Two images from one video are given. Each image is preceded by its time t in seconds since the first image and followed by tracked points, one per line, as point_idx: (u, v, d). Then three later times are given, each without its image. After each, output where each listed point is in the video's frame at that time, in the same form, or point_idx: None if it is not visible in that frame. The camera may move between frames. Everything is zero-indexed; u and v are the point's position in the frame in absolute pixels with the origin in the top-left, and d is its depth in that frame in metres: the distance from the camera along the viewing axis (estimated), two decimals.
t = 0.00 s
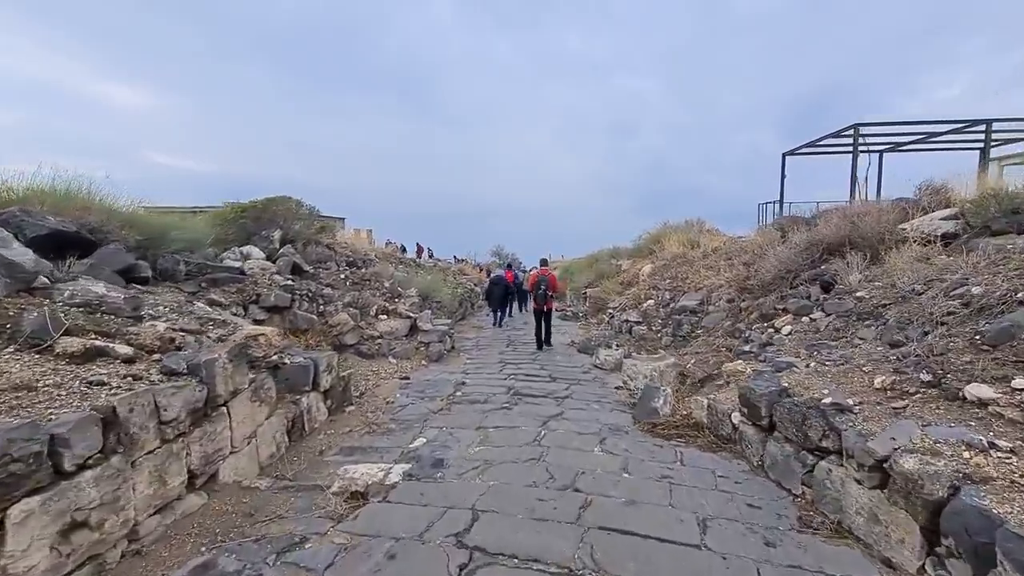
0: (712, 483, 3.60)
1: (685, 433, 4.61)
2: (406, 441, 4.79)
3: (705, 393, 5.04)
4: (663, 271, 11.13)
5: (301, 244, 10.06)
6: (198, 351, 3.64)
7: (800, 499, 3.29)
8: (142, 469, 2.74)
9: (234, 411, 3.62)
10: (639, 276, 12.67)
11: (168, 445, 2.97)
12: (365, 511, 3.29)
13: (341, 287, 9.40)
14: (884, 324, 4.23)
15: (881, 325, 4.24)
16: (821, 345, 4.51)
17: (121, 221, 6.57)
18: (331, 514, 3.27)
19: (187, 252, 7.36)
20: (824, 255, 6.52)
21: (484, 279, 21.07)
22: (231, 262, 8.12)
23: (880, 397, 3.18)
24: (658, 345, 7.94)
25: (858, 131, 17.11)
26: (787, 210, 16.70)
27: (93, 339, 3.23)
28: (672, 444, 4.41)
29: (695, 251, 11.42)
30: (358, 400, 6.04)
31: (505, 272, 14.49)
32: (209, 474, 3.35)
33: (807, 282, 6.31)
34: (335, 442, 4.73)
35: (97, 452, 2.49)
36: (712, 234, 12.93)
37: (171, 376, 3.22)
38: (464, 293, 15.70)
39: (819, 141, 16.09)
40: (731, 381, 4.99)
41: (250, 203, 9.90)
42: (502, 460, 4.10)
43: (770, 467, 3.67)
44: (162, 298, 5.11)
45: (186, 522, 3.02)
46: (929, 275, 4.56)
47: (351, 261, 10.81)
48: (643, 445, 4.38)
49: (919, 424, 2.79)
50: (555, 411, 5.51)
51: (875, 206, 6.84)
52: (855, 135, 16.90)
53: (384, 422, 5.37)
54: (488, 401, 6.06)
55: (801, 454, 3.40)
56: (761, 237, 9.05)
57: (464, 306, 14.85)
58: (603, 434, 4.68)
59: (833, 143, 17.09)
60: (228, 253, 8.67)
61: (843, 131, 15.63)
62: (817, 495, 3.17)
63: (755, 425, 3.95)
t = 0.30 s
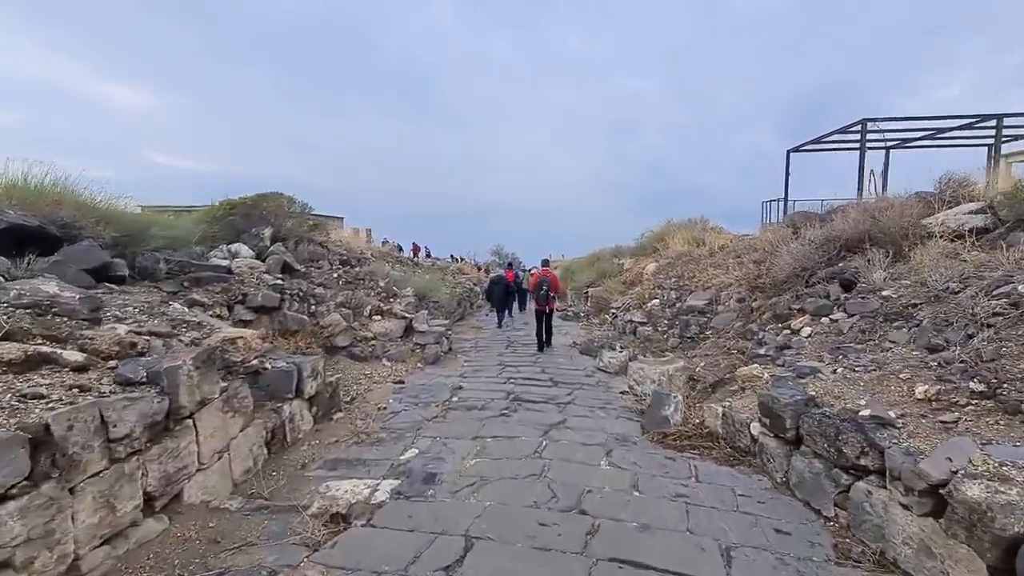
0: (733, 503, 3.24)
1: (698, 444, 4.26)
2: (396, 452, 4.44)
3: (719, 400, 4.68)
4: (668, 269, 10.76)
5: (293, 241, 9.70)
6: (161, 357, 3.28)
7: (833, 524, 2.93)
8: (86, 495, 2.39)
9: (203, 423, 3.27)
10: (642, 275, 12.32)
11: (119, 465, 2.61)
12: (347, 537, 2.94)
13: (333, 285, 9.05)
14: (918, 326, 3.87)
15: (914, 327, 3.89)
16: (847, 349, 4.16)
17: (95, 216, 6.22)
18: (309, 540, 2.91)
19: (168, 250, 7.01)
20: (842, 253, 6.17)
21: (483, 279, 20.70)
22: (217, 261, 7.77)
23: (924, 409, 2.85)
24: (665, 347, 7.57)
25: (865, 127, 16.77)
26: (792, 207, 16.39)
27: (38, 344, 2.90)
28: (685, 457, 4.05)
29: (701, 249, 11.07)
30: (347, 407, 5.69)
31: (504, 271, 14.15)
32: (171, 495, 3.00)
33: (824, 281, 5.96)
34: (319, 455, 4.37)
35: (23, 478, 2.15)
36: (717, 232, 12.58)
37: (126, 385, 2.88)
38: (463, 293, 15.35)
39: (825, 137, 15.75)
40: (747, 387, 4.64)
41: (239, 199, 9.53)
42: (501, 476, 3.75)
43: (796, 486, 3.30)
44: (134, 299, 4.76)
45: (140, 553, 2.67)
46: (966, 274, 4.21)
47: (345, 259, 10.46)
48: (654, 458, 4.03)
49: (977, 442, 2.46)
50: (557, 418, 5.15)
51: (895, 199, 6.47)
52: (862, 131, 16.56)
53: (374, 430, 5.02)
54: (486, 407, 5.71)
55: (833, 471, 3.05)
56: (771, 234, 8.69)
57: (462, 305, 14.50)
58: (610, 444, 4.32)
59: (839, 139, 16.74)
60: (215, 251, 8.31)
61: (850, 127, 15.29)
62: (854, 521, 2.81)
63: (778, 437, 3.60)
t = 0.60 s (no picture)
0: (766, 536, 2.88)
1: (719, 461, 3.90)
2: (390, 470, 4.09)
3: (740, 413, 4.33)
4: (676, 270, 10.38)
5: (287, 241, 9.33)
6: (125, 371, 2.93)
7: (884, 562, 2.57)
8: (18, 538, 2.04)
9: (171, 446, 2.91)
10: (648, 275, 11.97)
11: (65, 500, 2.27)
12: None
13: (329, 286, 8.70)
14: (966, 334, 3.52)
15: (961, 336, 3.57)
16: (884, 359, 3.80)
17: (72, 215, 5.87)
18: None
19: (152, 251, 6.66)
20: (866, 252, 5.81)
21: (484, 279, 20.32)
22: (206, 261, 7.42)
23: (990, 433, 2.56)
24: (676, 353, 7.20)
25: (874, 125, 16.42)
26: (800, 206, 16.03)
27: None
28: (707, 477, 3.70)
29: (709, 249, 10.73)
30: (339, 418, 5.33)
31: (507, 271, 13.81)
32: (132, 529, 2.64)
33: (849, 283, 5.59)
34: (306, 474, 4.01)
35: None
36: (725, 230, 12.23)
37: (79, 404, 2.55)
38: (464, 293, 15.01)
39: (835, 134, 15.39)
40: (771, 399, 4.27)
41: (231, 198, 9.19)
42: (505, 500, 3.39)
43: (835, 515, 2.95)
44: (107, 303, 4.41)
45: None
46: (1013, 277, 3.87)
47: (342, 259, 10.11)
48: (673, 478, 3.67)
49: None
50: (565, 431, 4.80)
51: (921, 195, 6.12)
52: (871, 129, 16.20)
53: (368, 445, 4.66)
54: (489, 417, 5.36)
55: (882, 501, 2.69)
56: (785, 234, 8.32)
57: (463, 306, 14.16)
58: (623, 463, 3.97)
59: (847, 137, 16.38)
60: (205, 252, 7.97)
61: (860, 124, 14.93)
62: (911, 560, 2.45)
63: (812, 458, 3.24)
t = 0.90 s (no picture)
0: None
1: (745, 483, 3.52)
2: (381, 492, 3.71)
3: (766, 427, 3.95)
4: (684, 270, 9.99)
5: (279, 241, 8.95)
6: (72, 389, 2.56)
7: None
8: None
9: (124, 475, 2.54)
10: (653, 275, 11.59)
11: None
12: None
13: (322, 288, 8.33)
14: None
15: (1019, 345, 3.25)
16: (930, 369, 3.42)
17: (41, 214, 5.47)
18: None
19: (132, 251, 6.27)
20: (893, 251, 5.44)
21: (484, 279, 19.93)
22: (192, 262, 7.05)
23: None
24: (688, 357, 6.82)
25: (884, 120, 16.03)
26: (808, 203, 15.66)
27: None
28: (734, 502, 3.31)
29: (717, 247, 10.36)
30: (329, 431, 4.96)
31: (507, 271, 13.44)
32: None
33: (876, 284, 5.21)
34: (289, 497, 3.63)
35: None
36: (733, 228, 11.85)
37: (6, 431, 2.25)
38: (463, 294, 14.64)
39: (844, 130, 15.03)
40: (800, 412, 3.89)
41: (220, 196, 8.81)
42: (508, 531, 3.01)
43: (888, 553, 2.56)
44: (72, 309, 4.03)
45: None
46: None
47: (337, 259, 9.74)
48: (695, 503, 3.29)
49: None
50: (573, 445, 4.41)
51: (950, 189, 5.74)
52: (880, 124, 15.82)
53: (358, 461, 4.29)
54: (490, 429, 4.97)
55: (949, 541, 2.30)
56: (800, 232, 7.93)
57: (462, 307, 13.79)
58: (639, 484, 3.59)
59: (856, 133, 16.00)
60: (192, 252, 7.59)
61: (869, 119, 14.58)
62: None
63: (857, 483, 2.86)
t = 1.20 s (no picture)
0: None
1: (770, 504, 3.15)
2: (366, 515, 3.35)
3: (791, 441, 3.59)
4: (689, 268, 9.62)
5: (267, 240, 8.58)
6: None
7: None
8: None
9: (55, 509, 2.17)
10: (657, 274, 11.24)
11: None
12: None
13: (313, 288, 7.97)
14: None
15: None
16: (978, 378, 3.08)
17: (5, 210, 5.07)
18: None
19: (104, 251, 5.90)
20: (920, 247, 5.10)
21: (483, 279, 19.56)
22: (173, 262, 6.68)
23: None
24: (697, 360, 6.45)
25: (891, 115, 15.68)
26: (814, 200, 15.31)
27: None
28: (760, 528, 2.95)
29: (724, 245, 10.01)
30: (312, 443, 4.59)
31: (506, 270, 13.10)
32: None
33: (902, 282, 4.86)
34: (262, 522, 3.27)
35: None
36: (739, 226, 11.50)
37: None
38: (461, 293, 14.28)
39: (851, 125, 14.69)
40: (828, 424, 3.53)
41: (206, 193, 8.44)
42: (506, 566, 2.64)
43: None
44: (26, 313, 3.67)
45: None
46: None
47: (329, 258, 9.37)
48: (716, 530, 2.93)
49: None
50: (577, 459, 4.04)
51: (979, 180, 5.40)
52: (888, 120, 15.48)
53: (342, 478, 3.92)
54: (487, 441, 4.60)
55: None
56: (813, 228, 7.57)
57: (460, 308, 13.43)
58: (651, 506, 3.22)
59: (863, 129, 15.67)
60: (174, 252, 7.23)
61: (877, 114, 14.24)
62: None
63: (905, 511, 2.50)
